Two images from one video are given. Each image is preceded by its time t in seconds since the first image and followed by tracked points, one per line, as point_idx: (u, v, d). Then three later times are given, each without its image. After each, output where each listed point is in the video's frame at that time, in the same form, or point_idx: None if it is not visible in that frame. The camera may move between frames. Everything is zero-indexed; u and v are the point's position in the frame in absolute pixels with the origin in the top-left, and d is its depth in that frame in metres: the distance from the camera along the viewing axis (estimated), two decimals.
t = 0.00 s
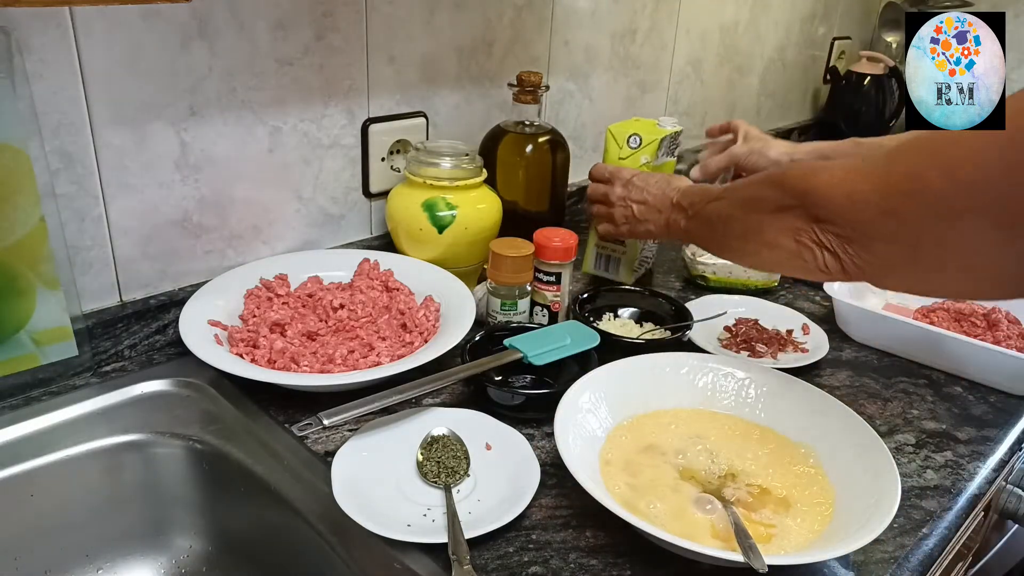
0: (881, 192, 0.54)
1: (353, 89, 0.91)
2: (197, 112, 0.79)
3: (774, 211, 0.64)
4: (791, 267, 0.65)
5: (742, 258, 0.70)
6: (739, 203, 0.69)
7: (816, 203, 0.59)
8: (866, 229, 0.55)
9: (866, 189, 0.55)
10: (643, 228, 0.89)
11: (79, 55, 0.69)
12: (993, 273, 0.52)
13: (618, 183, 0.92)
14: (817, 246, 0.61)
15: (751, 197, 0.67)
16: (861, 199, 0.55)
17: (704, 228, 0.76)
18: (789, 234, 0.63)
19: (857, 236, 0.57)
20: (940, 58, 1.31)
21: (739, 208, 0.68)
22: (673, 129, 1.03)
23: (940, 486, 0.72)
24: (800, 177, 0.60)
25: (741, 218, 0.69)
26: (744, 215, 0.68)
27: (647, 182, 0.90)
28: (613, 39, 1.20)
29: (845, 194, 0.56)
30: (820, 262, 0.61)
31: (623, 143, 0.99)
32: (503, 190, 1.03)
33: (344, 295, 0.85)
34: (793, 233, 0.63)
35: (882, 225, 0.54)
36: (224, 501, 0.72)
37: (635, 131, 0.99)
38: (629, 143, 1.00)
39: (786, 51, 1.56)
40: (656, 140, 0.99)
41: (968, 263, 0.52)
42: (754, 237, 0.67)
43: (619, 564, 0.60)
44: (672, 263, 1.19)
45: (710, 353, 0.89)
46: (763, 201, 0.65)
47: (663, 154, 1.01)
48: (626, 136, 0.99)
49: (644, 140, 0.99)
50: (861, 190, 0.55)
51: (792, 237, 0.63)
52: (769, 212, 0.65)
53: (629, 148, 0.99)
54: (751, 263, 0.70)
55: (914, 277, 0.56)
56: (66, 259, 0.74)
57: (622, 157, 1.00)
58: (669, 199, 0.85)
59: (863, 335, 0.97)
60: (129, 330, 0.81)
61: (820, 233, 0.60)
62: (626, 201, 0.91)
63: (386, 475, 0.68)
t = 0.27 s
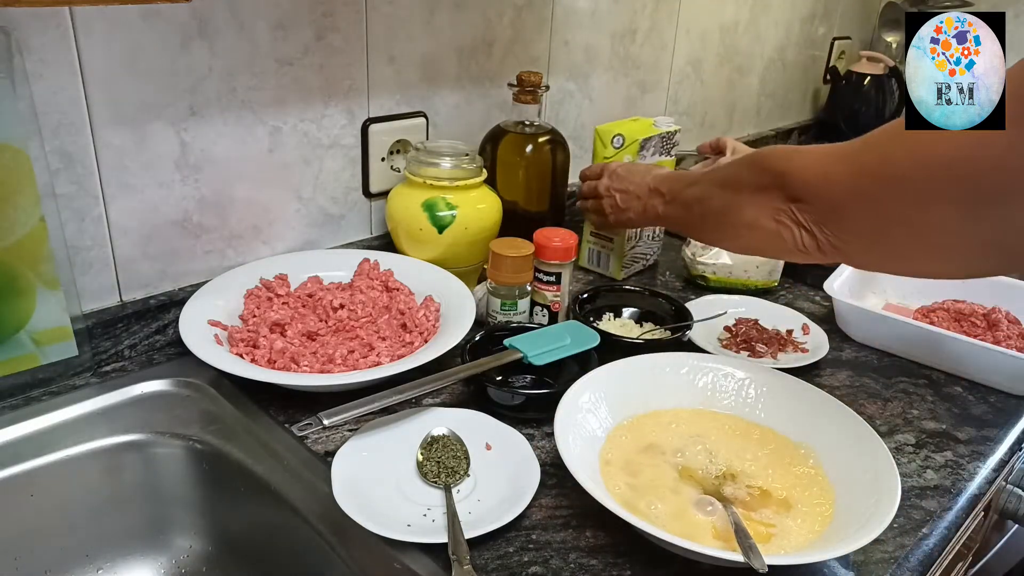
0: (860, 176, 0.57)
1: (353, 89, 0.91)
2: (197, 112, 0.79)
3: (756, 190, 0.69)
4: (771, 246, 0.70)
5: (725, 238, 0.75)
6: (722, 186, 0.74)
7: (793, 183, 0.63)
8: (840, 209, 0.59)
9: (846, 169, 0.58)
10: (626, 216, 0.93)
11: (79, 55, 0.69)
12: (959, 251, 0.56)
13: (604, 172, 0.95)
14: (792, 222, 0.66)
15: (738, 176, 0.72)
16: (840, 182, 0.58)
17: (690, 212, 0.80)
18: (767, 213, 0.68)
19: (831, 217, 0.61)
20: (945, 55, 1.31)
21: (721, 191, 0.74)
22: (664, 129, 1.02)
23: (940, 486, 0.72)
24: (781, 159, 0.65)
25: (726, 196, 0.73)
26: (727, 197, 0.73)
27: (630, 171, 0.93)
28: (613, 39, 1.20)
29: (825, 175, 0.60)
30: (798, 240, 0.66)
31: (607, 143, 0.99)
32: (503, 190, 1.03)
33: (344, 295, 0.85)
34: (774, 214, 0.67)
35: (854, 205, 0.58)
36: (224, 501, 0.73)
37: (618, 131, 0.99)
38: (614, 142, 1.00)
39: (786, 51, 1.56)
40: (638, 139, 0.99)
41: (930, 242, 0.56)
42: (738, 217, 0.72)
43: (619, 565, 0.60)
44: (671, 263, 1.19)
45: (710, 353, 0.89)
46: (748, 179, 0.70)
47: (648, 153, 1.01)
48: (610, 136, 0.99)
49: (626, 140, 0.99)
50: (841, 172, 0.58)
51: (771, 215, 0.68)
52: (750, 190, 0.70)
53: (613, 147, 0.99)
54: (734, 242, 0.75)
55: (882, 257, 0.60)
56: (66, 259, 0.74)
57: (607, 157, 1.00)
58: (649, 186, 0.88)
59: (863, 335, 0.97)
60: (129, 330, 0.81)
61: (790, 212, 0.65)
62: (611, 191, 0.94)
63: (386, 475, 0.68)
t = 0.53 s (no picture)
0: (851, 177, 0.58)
1: (353, 89, 0.91)
2: (197, 112, 0.79)
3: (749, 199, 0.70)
4: (765, 249, 0.71)
5: (717, 240, 0.76)
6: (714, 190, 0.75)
7: (787, 186, 0.64)
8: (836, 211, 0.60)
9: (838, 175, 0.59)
10: (619, 218, 0.94)
11: (79, 55, 0.69)
12: (957, 252, 0.56)
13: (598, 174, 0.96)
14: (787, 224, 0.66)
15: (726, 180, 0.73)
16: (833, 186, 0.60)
17: (680, 215, 0.81)
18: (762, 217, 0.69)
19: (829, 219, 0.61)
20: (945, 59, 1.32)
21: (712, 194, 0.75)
22: (662, 131, 1.01)
23: (940, 486, 0.72)
24: (774, 163, 0.65)
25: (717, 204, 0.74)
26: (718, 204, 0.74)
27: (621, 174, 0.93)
28: (613, 39, 1.20)
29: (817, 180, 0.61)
30: (793, 243, 0.67)
31: (602, 144, 1.00)
32: (503, 190, 1.03)
33: (344, 295, 0.85)
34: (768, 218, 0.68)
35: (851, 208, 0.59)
36: (224, 501, 0.73)
37: (612, 133, 0.99)
38: (609, 143, 1.00)
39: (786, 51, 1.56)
40: (632, 142, 0.98)
41: (929, 243, 0.56)
42: (732, 222, 0.73)
43: (619, 565, 0.60)
44: (671, 263, 1.19)
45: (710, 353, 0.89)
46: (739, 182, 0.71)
47: (645, 155, 1.00)
48: (604, 138, 0.99)
49: (619, 143, 0.99)
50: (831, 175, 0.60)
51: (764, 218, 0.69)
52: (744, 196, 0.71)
53: (607, 149, 1.00)
54: (726, 247, 0.76)
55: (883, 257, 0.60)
56: (66, 259, 0.74)
57: (602, 159, 1.00)
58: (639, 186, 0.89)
59: (864, 335, 0.97)
60: (129, 330, 0.81)
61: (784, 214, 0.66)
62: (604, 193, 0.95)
63: (387, 475, 0.68)
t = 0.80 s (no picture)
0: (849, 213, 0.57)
1: (353, 89, 0.91)
2: (197, 112, 0.79)
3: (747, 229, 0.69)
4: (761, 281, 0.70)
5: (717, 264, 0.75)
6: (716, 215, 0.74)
7: (784, 221, 0.63)
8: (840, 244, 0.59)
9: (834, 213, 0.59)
10: (637, 226, 0.91)
11: (79, 55, 0.69)
12: (974, 286, 0.54)
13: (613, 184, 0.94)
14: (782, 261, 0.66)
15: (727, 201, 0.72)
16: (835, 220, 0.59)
17: (692, 232, 0.78)
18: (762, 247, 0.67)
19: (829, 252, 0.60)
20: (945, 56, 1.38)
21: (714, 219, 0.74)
22: (662, 131, 1.02)
23: (940, 486, 0.72)
24: (773, 193, 0.64)
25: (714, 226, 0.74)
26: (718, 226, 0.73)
27: (637, 182, 0.92)
28: (613, 39, 1.20)
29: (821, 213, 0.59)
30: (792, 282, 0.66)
31: (606, 146, 0.99)
32: (503, 190, 1.03)
33: (344, 295, 0.85)
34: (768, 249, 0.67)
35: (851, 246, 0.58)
36: (224, 501, 0.73)
37: (616, 135, 0.98)
38: (612, 146, 0.99)
39: (785, 51, 1.56)
40: (637, 143, 0.98)
41: (939, 277, 0.55)
42: (732, 250, 0.72)
43: (619, 564, 0.60)
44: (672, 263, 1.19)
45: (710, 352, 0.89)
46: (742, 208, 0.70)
47: (648, 156, 1.00)
48: (608, 140, 0.99)
49: (625, 144, 0.98)
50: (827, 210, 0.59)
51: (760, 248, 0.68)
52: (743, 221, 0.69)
53: (612, 151, 0.99)
54: (727, 270, 0.75)
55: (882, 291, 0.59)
56: (66, 259, 0.74)
57: (605, 161, 1.00)
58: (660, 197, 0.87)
59: (864, 335, 0.97)
60: (129, 330, 0.81)
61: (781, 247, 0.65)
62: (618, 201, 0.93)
63: (387, 475, 0.68)
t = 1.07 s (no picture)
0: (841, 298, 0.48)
1: (353, 89, 0.91)
2: (197, 112, 0.79)
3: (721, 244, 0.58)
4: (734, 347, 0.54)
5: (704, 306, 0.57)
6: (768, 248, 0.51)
7: (784, 313, 0.47)
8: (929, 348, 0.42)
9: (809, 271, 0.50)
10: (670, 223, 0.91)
11: (79, 55, 0.69)
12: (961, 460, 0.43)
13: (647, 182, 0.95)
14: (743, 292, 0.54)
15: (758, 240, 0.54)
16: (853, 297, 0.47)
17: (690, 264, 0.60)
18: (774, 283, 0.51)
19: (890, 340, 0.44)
20: (941, 58, 1.44)
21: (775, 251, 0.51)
22: (662, 131, 1.02)
23: (940, 486, 0.72)
24: (792, 283, 0.47)
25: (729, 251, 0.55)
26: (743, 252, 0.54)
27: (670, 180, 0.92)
28: (613, 39, 1.20)
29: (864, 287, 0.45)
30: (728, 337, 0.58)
31: (606, 146, 0.99)
32: (503, 190, 1.03)
33: (344, 295, 0.85)
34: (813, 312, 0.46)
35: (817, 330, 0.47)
36: (224, 501, 0.73)
37: (616, 135, 0.98)
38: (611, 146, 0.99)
39: (785, 51, 1.56)
40: (637, 143, 0.98)
41: (927, 449, 0.42)
42: (767, 287, 0.49)
43: (619, 564, 0.60)
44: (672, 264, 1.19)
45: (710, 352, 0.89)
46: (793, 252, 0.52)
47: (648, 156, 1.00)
48: (608, 140, 0.99)
49: (625, 144, 0.98)
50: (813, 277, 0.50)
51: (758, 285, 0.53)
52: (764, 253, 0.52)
53: (612, 151, 0.99)
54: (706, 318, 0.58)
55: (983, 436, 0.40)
56: (66, 259, 0.74)
57: (606, 161, 1.00)
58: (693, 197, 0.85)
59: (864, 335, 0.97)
60: (129, 330, 0.81)
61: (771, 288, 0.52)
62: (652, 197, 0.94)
63: (387, 475, 0.68)
